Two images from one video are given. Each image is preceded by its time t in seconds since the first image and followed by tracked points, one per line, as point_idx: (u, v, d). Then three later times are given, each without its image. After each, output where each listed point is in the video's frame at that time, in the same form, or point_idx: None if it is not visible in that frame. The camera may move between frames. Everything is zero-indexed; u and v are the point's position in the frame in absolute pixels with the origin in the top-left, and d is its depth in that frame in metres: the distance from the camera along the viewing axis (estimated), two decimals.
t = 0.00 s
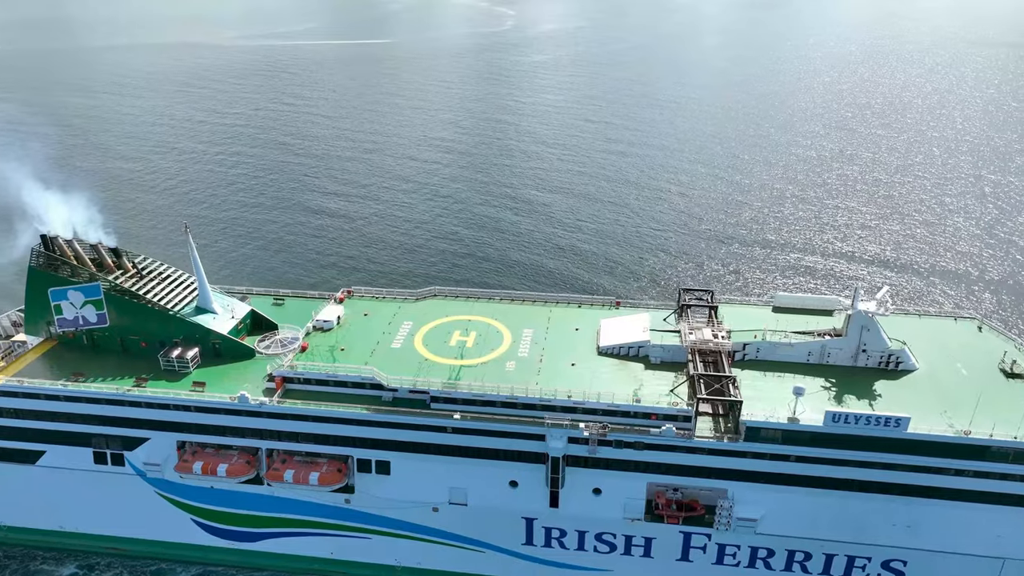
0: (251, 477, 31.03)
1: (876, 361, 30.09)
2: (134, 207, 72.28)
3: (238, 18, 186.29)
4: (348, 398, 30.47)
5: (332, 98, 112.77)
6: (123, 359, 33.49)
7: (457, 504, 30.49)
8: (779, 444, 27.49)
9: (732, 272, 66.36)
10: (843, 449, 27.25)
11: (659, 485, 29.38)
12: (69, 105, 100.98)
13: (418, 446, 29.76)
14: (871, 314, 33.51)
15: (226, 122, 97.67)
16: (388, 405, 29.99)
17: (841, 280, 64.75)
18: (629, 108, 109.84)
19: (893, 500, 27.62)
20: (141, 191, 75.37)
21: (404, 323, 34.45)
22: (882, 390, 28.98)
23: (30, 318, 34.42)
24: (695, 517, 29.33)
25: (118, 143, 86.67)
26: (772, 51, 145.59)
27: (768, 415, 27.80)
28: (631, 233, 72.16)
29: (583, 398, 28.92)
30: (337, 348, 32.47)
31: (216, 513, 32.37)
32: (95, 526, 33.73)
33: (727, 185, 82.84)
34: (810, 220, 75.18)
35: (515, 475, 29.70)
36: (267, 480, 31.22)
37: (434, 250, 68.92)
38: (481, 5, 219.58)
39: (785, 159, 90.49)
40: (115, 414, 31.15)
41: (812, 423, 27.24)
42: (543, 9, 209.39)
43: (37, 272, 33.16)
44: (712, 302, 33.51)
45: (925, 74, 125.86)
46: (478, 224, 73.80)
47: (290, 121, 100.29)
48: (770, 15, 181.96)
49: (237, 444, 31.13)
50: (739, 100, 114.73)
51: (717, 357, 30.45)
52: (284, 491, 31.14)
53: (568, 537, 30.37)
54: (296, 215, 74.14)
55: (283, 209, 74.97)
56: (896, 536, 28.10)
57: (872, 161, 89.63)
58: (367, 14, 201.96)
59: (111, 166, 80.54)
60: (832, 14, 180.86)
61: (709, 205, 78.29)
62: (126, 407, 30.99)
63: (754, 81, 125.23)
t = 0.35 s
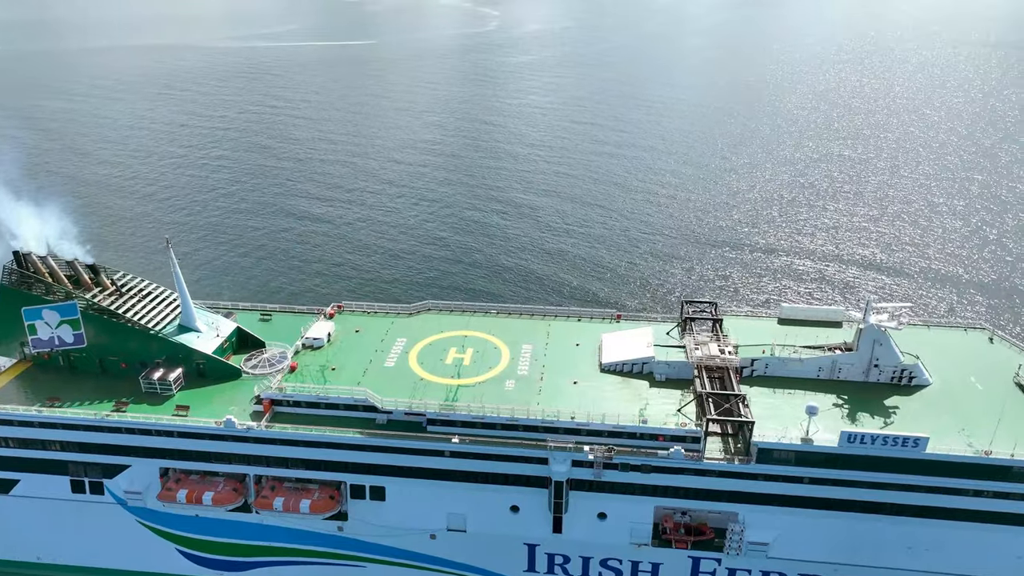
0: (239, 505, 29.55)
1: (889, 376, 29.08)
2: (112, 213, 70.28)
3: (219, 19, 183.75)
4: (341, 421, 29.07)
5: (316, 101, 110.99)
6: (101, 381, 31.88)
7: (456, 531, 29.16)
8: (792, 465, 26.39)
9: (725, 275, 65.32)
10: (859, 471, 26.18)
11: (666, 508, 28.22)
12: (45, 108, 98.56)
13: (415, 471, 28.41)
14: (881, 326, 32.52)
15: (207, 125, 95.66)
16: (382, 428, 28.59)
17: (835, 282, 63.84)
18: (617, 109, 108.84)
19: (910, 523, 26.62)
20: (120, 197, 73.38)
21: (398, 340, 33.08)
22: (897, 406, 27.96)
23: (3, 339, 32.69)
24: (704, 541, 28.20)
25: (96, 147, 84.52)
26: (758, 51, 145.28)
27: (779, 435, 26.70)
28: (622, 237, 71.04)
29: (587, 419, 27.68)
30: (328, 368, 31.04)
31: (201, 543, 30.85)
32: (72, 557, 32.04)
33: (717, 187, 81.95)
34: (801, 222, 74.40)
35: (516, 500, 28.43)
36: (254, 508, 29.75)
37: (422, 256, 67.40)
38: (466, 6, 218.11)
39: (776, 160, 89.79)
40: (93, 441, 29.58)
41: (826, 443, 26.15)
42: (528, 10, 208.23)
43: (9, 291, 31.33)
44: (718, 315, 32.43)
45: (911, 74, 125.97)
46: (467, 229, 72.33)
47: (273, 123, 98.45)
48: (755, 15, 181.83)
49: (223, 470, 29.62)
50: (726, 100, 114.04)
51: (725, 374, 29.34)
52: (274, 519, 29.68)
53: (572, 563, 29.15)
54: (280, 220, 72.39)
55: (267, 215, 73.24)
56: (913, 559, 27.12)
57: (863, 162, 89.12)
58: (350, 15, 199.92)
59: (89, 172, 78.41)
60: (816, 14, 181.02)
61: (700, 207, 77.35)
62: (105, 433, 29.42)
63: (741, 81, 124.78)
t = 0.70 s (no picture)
0: (222, 530, 27.95)
1: (899, 385, 28.12)
2: (82, 214, 67.70)
3: (191, 12, 179.58)
4: (329, 440, 27.55)
5: (292, 95, 108.42)
6: (72, 401, 30.05)
7: (452, 553, 27.82)
8: (804, 481, 25.29)
9: (713, 270, 64.15)
10: (872, 486, 25.17)
11: (672, 526, 27.07)
12: (10, 105, 95.13)
13: (409, 492, 27.01)
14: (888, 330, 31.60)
15: (180, 121, 92.94)
16: (373, 447, 27.12)
17: (825, 276, 62.95)
18: (599, 102, 107.37)
19: (925, 537, 25.72)
20: (90, 197, 70.78)
21: (388, 351, 31.62)
22: (909, 416, 27.00)
23: None
24: (711, 559, 27.12)
25: (64, 145, 81.62)
26: (738, 43, 144.50)
27: (790, 450, 25.59)
28: (608, 233, 69.74)
29: (589, 435, 26.40)
30: (314, 384, 29.45)
31: (182, 570, 29.20)
32: None
33: (703, 180, 80.86)
34: (788, 215, 73.54)
35: (515, 521, 27.13)
36: (239, 533, 28.19)
37: (404, 254, 65.60)
38: None
39: (760, 152, 88.91)
40: (64, 465, 27.84)
41: (839, 457, 25.07)
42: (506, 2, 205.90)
43: None
44: (720, 321, 31.34)
45: (891, 66, 125.75)
46: (450, 226, 70.67)
47: (249, 119, 95.91)
48: (734, 6, 181.10)
49: (204, 494, 27.99)
50: (709, 93, 112.93)
51: (731, 384, 28.22)
52: (260, 544, 28.15)
53: None
54: (257, 219, 70.22)
55: (244, 214, 71.03)
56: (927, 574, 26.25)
57: (847, 153, 88.51)
58: (325, 7, 196.35)
59: (57, 171, 75.60)
60: (794, 6, 180.73)
61: (686, 201, 76.20)
62: (77, 457, 27.68)
63: (722, 73, 123.86)
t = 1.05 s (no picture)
0: (210, 538, 26.76)
1: (910, 377, 27.35)
2: (55, 199, 65.29)
3: None
4: (321, 444, 26.34)
5: (271, 73, 105.46)
6: (48, 404, 28.59)
7: (452, 557, 26.84)
8: (816, 479, 24.45)
9: (704, 249, 62.85)
10: (886, 484, 24.40)
11: (679, 526, 26.22)
12: None
13: (406, 496, 25.91)
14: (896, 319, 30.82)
15: (156, 102, 90.09)
16: (368, 451, 25.95)
17: (817, 254, 61.77)
18: (586, 79, 105.37)
19: (938, 534, 25.05)
20: (63, 181, 68.28)
21: (382, 348, 30.43)
22: (921, 410, 26.23)
23: None
24: (719, 559, 26.34)
25: (35, 127, 78.75)
26: (725, 18, 142.44)
27: (801, 448, 24.73)
28: (597, 214, 68.29)
29: (593, 434, 25.39)
30: (304, 385, 28.20)
31: None
32: None
33: (692, 158, 79.45)
34: (779, 193, 72.42)
35: (517, 524, 26.13)
36: (228, 541, 27.00)
37: (388, 236, 63.76)
38: None
39: (750, 130, 87.64)
40: (41, 474, 26.46)
41: (852, 456, 24.24)
42: None
43: None
44: (725, 312, 30.41)
45: (879, 42, 124.46)
46: (435, 208, 68.87)
47: (227, 99, 93.14)
48: None
49: (191, 501, 26.75)
50: (697, 69, 111.20)
51: (738, 378, 27.34)
52: (250, 552, 26.98)
53: None
54: (236, 203, 68.06)
55: (222, 198, 68.83)
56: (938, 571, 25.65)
57: (837, 130, 87.32)
58: None
59: (28, 153, 72.87)
60: None
61: (675, 180, 74.83)
62: (55, 464, 26.31)
63: (709, 48, 122.11)
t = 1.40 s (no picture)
0: (201, 539, 25.65)
1: (925, 361, 26.49)
2: (24, 173, 62.51)
3: None
4: (317, 440, 25.14)
5: (247, 38, 101.66)
6: (25, 401, 27.08)
7: (454, 554, 25.94)
8: (832, 470, 23.61)
9: (698, 219, 61.36)
10: (904, 474, 23.61)
11: (688, 519, 25.41)
12: None
13: (406, 493, 24.84)
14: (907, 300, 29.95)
15: (128, 71, 86.62)
16: (365, 447, 24.80)
17: (812, 222, 60.43)
18: (573, 43, 102.49)
19: (954, 524, 24.41)
20: (32, 154, 65.41)
21: (377, 336, 29.15)
22: (939, 396, 25.40)
23: None
24: (729, 551, 25.62)
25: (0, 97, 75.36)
26: None
27: (817, 439, 23.83)
28: (588, 183, 66.42)
29: (601, 427, 24.37)
30: (297, 377, 26.91)
31: None
32: None
33: (684, 125, 77.49)
34: (773, 160, 70.81)
35: (522, 520, 25.19)
36: (220, 541, 25.90)
37: (371, 206, 61.40)
38: None
39: (741, 96, 85.67)
40: (20, 476, 25.14)
41: (870, 446, 23.39)
42: None
43: None
44: (732, 295, 29.37)
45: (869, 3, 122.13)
46: (420, 178, 66.52)
47: (202, 66, 89.70)
48: None
49: (180, 501, 25.57)
50: (685, 32, 108.44)
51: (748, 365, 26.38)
52: (244, 552, 25.92)
53: None
54: (214, 173, 65.28)
55: (199, 168, 66.00)
56: (952, 560, 25.10)
57: (830, 96, 85.47)
58: None
59: None
60: None
61: (668, 147, 72.87)
62: (35, 466, 24.97)
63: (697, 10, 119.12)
